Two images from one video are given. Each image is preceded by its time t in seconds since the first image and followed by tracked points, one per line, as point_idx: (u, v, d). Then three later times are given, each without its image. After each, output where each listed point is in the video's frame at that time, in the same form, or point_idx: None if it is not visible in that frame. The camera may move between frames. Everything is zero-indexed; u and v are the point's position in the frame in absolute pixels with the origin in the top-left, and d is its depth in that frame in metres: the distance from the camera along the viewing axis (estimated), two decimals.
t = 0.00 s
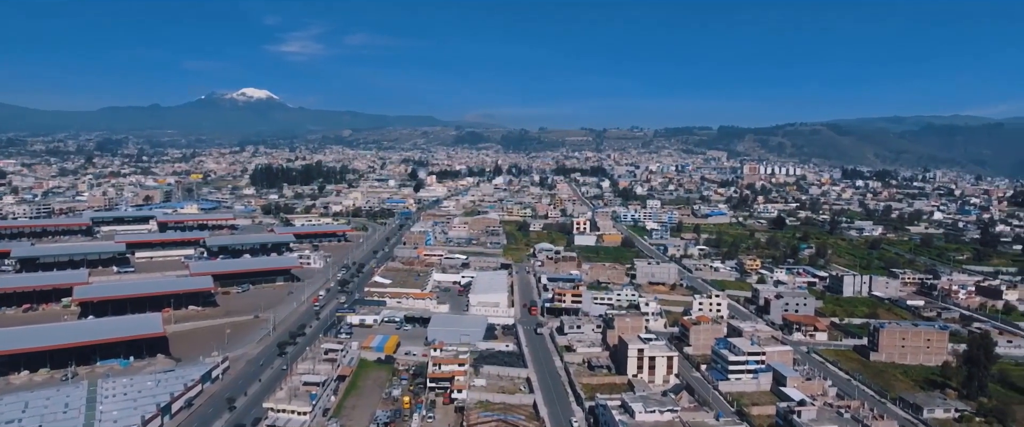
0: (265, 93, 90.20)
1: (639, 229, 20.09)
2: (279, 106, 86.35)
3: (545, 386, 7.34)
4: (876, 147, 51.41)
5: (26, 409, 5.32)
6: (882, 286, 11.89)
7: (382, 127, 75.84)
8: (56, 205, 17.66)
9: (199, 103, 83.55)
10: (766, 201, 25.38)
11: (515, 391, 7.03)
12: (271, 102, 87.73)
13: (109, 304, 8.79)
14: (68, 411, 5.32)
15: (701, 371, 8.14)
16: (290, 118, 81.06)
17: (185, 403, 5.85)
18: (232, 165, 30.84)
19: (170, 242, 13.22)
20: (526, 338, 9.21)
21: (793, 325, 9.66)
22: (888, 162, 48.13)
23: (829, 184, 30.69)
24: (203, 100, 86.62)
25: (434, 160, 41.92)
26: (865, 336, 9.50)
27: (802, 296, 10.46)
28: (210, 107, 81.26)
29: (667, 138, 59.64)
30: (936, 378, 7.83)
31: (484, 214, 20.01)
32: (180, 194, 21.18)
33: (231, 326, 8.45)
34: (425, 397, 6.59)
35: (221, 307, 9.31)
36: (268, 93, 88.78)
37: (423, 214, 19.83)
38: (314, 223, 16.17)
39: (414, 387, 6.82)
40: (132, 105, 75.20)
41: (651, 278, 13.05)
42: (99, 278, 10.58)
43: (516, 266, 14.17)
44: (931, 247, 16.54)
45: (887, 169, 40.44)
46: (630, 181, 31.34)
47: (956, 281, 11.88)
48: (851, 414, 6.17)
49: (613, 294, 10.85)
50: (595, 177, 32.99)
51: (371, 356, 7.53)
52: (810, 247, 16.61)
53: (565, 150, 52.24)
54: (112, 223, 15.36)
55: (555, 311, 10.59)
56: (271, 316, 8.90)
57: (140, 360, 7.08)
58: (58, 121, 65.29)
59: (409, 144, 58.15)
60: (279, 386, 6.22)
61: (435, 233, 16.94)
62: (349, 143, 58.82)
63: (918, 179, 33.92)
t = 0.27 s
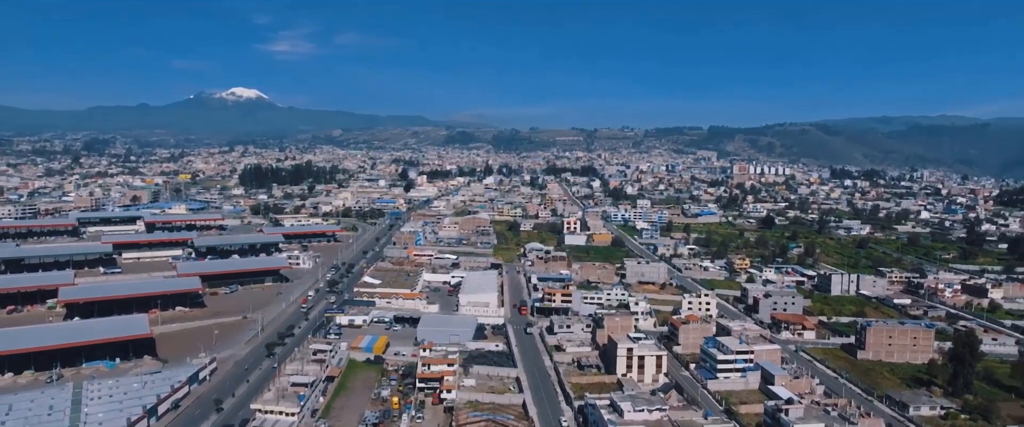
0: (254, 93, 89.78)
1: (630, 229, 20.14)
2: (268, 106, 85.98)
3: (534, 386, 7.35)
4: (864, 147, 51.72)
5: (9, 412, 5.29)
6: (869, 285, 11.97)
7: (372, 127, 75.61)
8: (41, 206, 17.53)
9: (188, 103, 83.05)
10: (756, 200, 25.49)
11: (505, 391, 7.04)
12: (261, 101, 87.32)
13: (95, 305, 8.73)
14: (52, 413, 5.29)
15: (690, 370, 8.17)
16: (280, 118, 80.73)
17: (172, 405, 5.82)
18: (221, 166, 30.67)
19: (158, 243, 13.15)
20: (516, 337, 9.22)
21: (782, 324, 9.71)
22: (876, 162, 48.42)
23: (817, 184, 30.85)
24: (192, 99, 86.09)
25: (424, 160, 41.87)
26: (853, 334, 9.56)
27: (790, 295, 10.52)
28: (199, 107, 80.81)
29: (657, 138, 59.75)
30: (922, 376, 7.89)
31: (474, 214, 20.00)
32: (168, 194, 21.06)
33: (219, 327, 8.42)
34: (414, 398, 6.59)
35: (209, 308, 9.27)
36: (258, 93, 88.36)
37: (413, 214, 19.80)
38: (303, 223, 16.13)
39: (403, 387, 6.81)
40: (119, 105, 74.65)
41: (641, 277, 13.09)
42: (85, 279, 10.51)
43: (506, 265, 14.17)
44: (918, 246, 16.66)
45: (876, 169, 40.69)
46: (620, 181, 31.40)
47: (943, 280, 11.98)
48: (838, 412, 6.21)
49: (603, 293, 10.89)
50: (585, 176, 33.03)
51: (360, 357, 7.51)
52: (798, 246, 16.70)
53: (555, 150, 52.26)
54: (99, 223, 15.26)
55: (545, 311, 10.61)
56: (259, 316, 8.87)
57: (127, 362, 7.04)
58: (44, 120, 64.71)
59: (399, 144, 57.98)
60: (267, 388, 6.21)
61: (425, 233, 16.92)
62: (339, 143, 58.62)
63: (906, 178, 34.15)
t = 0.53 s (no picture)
0: (242, 92, 89.31)
1: (619, 228, 20.18)
2: (256, 106, 85.54)
3: (523, 386, 7.35)
4: (851, 147, 52.06)
5: None
6: (855, 283, 12.06)
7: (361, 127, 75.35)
8: (25, 206, 17.37)
9: (175, 102, 82.50)
10: (744, 200, 25.60)
11: (493, 391, 7.04)
12: (249, 101, 86.88)
13: (79, 306, 8.67)
14: (35, 416, 5.24)
15: (677, 369, 8.20)
16: (268, 117, 80.33)
17: (157, 407, 5.79)
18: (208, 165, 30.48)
19: (144, 244, 13.06)
20: (505, 337, 9.22)
21: (769, 323, 9.77)
22: (863, 162, 48.74)
23: (805, 183, 31.02)
24: (179, 99, 85.52)
25: (414, 159, 41.78)
26: (839, 333, 9.63)
27: (777, 294, 10.58)
28: (186, 106, 80.28)
29: (647, 137, 59.89)
30: (907, 373, 7.96)
31: (463, 214, 19.98)
32: (154, 194, 20.92)
33: (205, 328, 8.37)
34: (402, 398, 6.57)
35: (195, 309, 9.22)
36: (246, 92, 87.92)
37: (402, 214, 19.76)
38: (291, 223, 16.06)
39: (391, 388, 6.80)
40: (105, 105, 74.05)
41: (629, 277, 13.13)
42: (69, 280, 10.43)
43: (495, 265, 14.17)
44: (904, 245, 16.78)
45: (862, 169, 40.95)
46: (610, 180, 31.45)
47: (927, 278, 12.08)
48: (824, 410, 6.25)
49: (591, 293, 10.91)
50: (575, 176, 33.06)
51: (348, 357, 7.49)
52: (786, 246, 16.79)
53: (545, 150, 52.26)
54: (84, 224, 15.14)
55: (533, 310, 10.62)
56: (246, 317, 8.83)
57: (111, 363, 6.99)
58: (29, 120, 64.04)
59: (389, 143, 57.82)
60: (253, 389, 6.18)
61: (414, 233, 16.90)
62: (328, 142, 58.38)
63: (892, 178, 34.41)
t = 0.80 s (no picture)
0: (230, 92, 88.83)
1: (607, 228, 20.23)
2: (244, 105, 85.10)
3: (511, 386, 7.36)
4: (838, 147, 52.40)
5: None
6: (841, 282, 12.14)
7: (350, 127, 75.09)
8: (9, 207, 17.20)
9: (161, 102, 81.93)
10: (732, 200, 25.71)
11: (481, 391, 7.04)
12: (236, 101, 86.39)
13: (63, 308, 8.61)
14: (17, 419, 5.20)
15: (665, 368, 8.23)
16: (256, 117, 79.92)
17: (141, 409, 5.75)
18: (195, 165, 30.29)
19: (129, 244, 12.96)
20: (493, 337, 9.22)
21: (756, 321, 9.82)
22: (850, 162, 49.07)
23: (792, 183, 31.19)
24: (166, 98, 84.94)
25: (403, 159, 41.71)
26: (825, 331, 9.70)
27: (764, 293, 10.64)
28: (173, 105, 79.74)
29: (635, 137, 60.01)
30: (891, 371, 8.03)
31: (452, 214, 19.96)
32: (139, 195, 20.77)
33: (191, 329, 8.32)
34: (389, 399, 6.56)
35: (181, 311, 9.16)
36: (233, 92, 87.45)
37: (390, 214, 19.72)
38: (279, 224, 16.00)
39: (379, 388, 6.78)
40: (91, 105, 73.43)
41: (618, 276, 13.16)
42: (53, 281, 10.35)
43: (484, 265, 14.15)
44: (889, 244, 16.91)
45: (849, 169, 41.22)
46: (599, 180, 31.50)
47: (912, 277, 12.18)
48: (810, 408, 6.29)
49: (579, 293, 10.93)
50: (564, 176, 33.10)
51: (335, 358, 7.47)
52: (773, 245, 16.88)
53: (534, 150, 52.27)
54: (68, 224, 15.01)
55: (522, 310, 10.62)
56: (233, 318, 8.78)
57: (95, 365, 6.93)
58: (12, 120, 63.36)
59: (377, 143, 57.67)
60: (239, 390, 6.15)
61: (403, 233, 16.87)
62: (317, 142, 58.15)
63: (878, 177, 34.66)
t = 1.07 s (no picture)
0: (217, 91, 88.32)
1: (597, 228, 20.26)
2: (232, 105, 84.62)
3: (499, 386, 7.35)
4: (825, 147, 52.72)
5: None
6: (828, 281, 12.22)
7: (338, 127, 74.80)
8: None
9: (148, 101, 81.31)
10: (720, 199, 25.81)
11: (469, 391, 7.03)
12: (224, 100, 85.90)
13: (46, 310, 8.54)
14: None
15: (653, 367, 8.26)
16: (244, 117, 79.46)
17: (125, 411, 5.70)
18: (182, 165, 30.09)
19: (114, 245, 12.86)
20: (481, 337, 9.21)
21: (743, 320, 9.86)
22: (837, 161, 49.37)
23: (780, 183, 31.34)
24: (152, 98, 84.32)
25: (392, 159, 41.61)
26: (812, 330, 9.76)
27: (752, 292, 10.68)
28: (160, 105, 79.16)
29: (625, 137, 60.12)
30: (877, 369, 8.09)
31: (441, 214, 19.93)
32: (125, 195, 20.61)
33: (176, 331, 8.26)
34: (377, 399, 6.55)
35: (166, 312, 9.09)
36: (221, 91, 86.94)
37: (379, 214, 19.67)
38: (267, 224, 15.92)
39: (366, 389, 6.76)
40: (76, 104, 72.79)
41: (607, 276, 13.18)
42: (37, 283, 10.25)
43: (473, 265, 14.14)
44: (875, 243, 17.04)
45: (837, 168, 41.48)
46: (588, 180, 31.55)
47: (898, 276, 12.28)
48: (796, 406, 6.33)
49: (568, 292, 10.94)
50: (553, 176, 33.12)
51: (323, 359, 7.44)
52: (761, 244, 16.97)
53: (523, 150, 52.25)
54: (52, 225, 14.88)
55: (510, 310, 10.61)
56: (219, 319, 8.73)
57: (79, 367, 6.87)
58: None
59: (366, 143, 57.49)
60: (225, 392, 6.12)
61: (392, 233, 16.83)
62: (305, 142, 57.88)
63: (864, 177, 34.91)
